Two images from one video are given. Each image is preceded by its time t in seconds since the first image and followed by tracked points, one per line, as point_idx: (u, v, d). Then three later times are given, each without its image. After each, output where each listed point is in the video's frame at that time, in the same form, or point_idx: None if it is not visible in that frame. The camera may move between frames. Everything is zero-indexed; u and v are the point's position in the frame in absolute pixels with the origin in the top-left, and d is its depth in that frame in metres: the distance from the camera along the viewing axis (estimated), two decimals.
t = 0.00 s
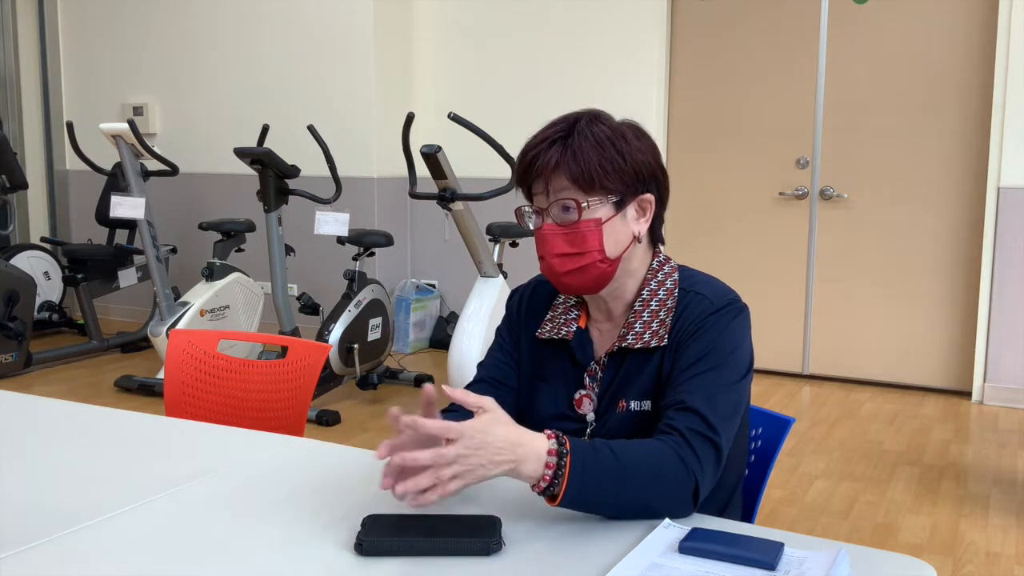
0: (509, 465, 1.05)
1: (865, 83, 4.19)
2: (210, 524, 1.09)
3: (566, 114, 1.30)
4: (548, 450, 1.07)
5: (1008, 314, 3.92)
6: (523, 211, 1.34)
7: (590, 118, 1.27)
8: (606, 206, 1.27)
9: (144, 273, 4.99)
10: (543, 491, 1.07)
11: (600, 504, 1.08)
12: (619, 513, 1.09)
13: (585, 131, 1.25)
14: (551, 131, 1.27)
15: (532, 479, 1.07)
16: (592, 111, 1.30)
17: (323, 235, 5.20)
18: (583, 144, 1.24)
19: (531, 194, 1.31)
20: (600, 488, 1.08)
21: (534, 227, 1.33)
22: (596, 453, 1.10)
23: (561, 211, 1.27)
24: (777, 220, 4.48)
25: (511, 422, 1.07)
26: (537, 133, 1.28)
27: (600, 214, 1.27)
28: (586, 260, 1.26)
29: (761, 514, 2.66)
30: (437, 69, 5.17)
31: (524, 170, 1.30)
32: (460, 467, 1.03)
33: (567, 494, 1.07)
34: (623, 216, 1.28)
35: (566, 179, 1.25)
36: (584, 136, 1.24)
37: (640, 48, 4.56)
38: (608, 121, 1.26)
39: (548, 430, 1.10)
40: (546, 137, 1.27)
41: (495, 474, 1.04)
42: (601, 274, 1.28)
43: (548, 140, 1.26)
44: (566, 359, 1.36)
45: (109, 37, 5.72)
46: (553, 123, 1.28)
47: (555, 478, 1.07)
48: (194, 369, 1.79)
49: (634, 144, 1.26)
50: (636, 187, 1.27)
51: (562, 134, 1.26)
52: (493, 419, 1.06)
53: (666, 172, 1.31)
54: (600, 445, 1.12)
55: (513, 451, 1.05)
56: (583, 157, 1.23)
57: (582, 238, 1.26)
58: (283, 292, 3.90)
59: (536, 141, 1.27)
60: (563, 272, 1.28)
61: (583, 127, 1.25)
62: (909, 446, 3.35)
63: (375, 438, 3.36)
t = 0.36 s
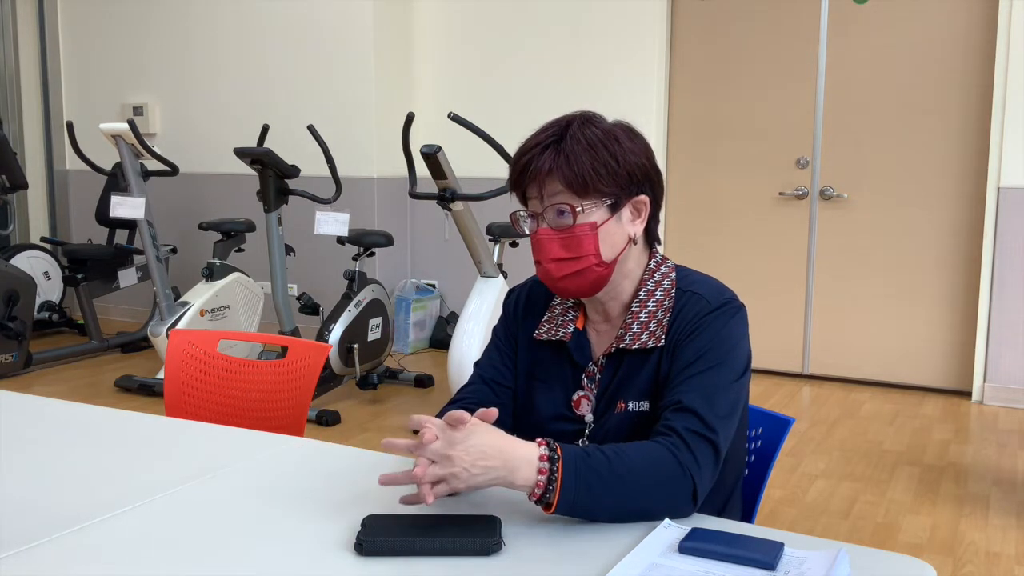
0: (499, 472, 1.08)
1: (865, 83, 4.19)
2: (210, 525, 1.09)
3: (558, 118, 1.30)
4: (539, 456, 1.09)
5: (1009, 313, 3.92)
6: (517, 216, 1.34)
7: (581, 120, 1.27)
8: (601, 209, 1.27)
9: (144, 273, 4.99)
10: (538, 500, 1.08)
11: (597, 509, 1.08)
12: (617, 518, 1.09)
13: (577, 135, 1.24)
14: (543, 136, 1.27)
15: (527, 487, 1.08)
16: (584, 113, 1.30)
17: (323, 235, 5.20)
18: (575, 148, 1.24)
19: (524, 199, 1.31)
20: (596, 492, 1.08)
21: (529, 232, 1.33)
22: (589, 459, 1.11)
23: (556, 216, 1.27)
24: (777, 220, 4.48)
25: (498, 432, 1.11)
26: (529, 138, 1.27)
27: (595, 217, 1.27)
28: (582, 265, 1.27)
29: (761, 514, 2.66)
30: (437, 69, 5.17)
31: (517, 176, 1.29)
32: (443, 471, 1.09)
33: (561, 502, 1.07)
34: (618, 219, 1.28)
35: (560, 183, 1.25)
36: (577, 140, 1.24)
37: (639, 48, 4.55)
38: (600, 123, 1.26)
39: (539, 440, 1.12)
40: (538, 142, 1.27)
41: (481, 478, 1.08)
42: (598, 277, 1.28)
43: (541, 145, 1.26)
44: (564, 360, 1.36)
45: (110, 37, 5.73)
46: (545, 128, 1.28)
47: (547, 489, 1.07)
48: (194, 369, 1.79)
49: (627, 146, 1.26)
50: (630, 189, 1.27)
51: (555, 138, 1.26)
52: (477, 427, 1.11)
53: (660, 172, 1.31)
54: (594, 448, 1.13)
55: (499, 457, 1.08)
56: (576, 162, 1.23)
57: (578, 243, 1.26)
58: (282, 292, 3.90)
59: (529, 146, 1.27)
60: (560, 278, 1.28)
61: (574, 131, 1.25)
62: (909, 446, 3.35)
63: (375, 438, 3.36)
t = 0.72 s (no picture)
0: (495, 462, 1.08)
1: (865, 83, 4.19)
2: (210, 525, 1.09)
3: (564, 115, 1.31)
4: (537, 448, 1.10)
5: (1009, 313, 3.92)
6: (518, 213, 1.34)
7: (587, 118, 1.27)
8: (603, 205, 1.27)
9: (144, 273, 4.99)
10: (536, 494, 1.09)
11: (598, 510, 1.08)
12: (617, 517, 1.09)
13: (582, 131, 1.25)
14: (548, 131, 1.27)
15: (525, 479, 1.09)
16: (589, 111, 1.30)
17: (323, 235, 5.20)
18: (580, 143, 1.24)
19: (527, 194, 1.31)
20: (597, 491, 1.08)
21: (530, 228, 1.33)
22: (591, 457, 1.10)
23: (558, 211, 1.27)
24: (777, 220, 4.47)
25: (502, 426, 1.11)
26: (534, 134, 1.28)
27: (597, 214, 1.27)
28: (583, 260, 1.26)
29: (761, 514, 2.66)
30: (438, 69, 5.17)
31: (521, 171, 1.30)
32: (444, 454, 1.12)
33: (559, 500, 1.07)
34: (619, 216, 1.28)
35: (563, 178, 1.26)
36: (581, 136, 1.24)
37: (640, 48, 4.55)
38: (605, 121, 1.26)
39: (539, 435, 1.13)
40: (543, 137, 1.27)
41: (478, 465, 1.08)
42: (598, 274, 1.27)
43: (545, 140, 1.27)
44: (565, 360, 1.36)
45: (110, 38, 5.73)
46: (550, 124, 1.29)
47: (544, 483, 1.08)
48: (194, 369, 1.79)
49: (631, 144, 1.27)
50: (633, 187, 1.27)
51: (559, 134, 1.26)
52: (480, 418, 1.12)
53: (663, 173, 1.31)
54: (593, 446, 1.13)
55: (500, 445, 1.09)
56: (580, 157, 1.23)
57: (579, 238, 1.26)
58: (283, 292, 3.90)
59: (533, 141, 1.28)
60: (560, 273, 1.27)
61: (579, 127, 1.26)
62: (909, 446, 3.35)
63: (375, 438, 3.36)
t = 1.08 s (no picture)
0: (496, 462, 1.08)
1: (865, 82, 4.19)
2: (211, 525, 1.09)
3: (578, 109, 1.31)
4: (537, 448, 1.10)
5: (1009, 313, 3.92)
6: (527, 202, 1.34)
7: (601, 112, 1.28)
8: (612, 198, 1.27)
9: (144, 273, 4.99)
10: (535, 492, 1.09)
11: (598, 508, 1.08)
12: (615, 514, 1.09)
13: (597, 123, 1.25)
14: (562, 122, 1.27)
15: (525, 478, 1.09)
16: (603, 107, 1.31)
17: (323, 235, 5.20)
18: (593, 135, 1.25)
19: (536, 184, 1.31)
20: (598, 487, 1.08)
21: (538, 218, 1.33)
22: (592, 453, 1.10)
23: (568, 201, 1.27)
24: (777, 220, 4.47)
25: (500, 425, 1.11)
26: (548, 124, 1.28)
27: (606, 206, 1.27)
28: (589, 252, 1.26)
29: (761, 514, 2.66)
30: (438, 68, 5.17)
31: (532, 160, 1.30)
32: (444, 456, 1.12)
33: (558, 497, 1.08)
34: (628, 212, 1.28)
35: (574, 169, 1.26)
36: (596, 128, 1.25)
37: (640, 48, 4.55)
38: (620, 117, 1.27)
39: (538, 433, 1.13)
40: (556, 127, 1.27)
41: (478, 467, 1.09)
42: (603, 267, 1.28)
43: (558, 130, 1.27)
44: (564, 356, 1.36)
45: (110, 38, 5.72)
46: (564, 115, 1.29)
47: (543, 484, 1.09)
48: (193, 369, 1.79)
49: (644, 141, 1.27)
50: (642, 184, 1.28)
51: (574, 125, 1.26)
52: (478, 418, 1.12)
53: (672, 174, 1.32)
54: (593, 445, 1.13)
55: (499, 446, 1.09)
56: (593, 149, 1.24)
57: (587, 229, 1.26)
58: (283, 293, 3.90)
59: (547, 131, 1.28)
60: (566, 263, 1.27)
61: (594, 121, 1.26)
62: (909, 446, 3.35)
63: (375, 438, 3.36)
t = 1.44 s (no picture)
0: (497, 462, 1.08)
1: (865, 82, 4.19)
2: (211, 525, 1.09)
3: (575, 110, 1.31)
4: (537, 448, 1.10)
5: (1009, 313, 3.92)
6: (526, 205, 1.34)
7: (599, 113, 1.27)
8: (611, 200, 1.27)
9: (144, 273, 4.99)
10: (537, 492, 1.09)
11: (598, 507, 1.08)
12: (615, 514, 1.09)
13: (594, 125, 1.25)
14: (560, 124, 1.27)
15: (525, 478, 1.09)
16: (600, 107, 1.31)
17: (323, 235, 5.20)
18: (591, 137, 1.24)
19: (535, 187, 1.31)
20: (598, 486, 1.08)
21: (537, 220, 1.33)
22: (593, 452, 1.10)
23: (566, 204, 1.27)
24: (777, 220, 4.47)
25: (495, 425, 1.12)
26: (546, 126, 1.28)
27: (605, 208, 1.27)
28: (589, 254, 1.26)
29: (761, 514, 2.66)
30: (438, 68, 5.17)
31: (530, 162, 1.30)
32: (443, 462, 1.10)
33: (559, 497, 1.08)
34: (627, 213, 1.28)
35: (573, 171, 1.26)
36: (593, 130, 1.25)
37: (640, 48, 4.55)
38: (617, 117, 1.27)
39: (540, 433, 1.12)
40: (554, 130, 1.27)
41: (480, 470, 1.09)
42: (602, 269, 1.28)
43: (556, 132, 1.26)
44: (563, 357, 1.36)
45: (110, 38, 5.73)
46: (561, 117, 1.29)
47: (545, 484, 1.08)
48: (193, 369, 1.79)
49: (642, 141, 1.27)
50: (641, 184, 1.28)
51: (571, 127, 1.26)
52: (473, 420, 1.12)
53: (670, 173, 1.32)
54: (594, 444, 1.13)
55: (498, 447, 1.09)
56: (592, 151, 1.23)
57: (586, 232, 1.26)
58: (283, 293, 3.90)
59: (544, 133, 1.28)
60: (565, 266, 1.27)
61: (591, 122, 1.26)
62: (909, 446, 3.35)
63: (375, 438, 3.36)
